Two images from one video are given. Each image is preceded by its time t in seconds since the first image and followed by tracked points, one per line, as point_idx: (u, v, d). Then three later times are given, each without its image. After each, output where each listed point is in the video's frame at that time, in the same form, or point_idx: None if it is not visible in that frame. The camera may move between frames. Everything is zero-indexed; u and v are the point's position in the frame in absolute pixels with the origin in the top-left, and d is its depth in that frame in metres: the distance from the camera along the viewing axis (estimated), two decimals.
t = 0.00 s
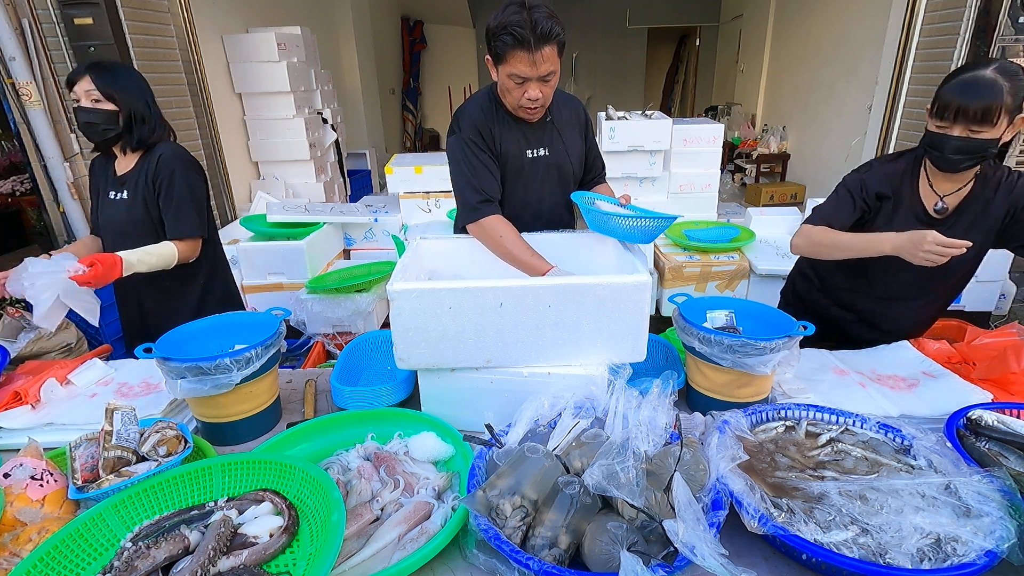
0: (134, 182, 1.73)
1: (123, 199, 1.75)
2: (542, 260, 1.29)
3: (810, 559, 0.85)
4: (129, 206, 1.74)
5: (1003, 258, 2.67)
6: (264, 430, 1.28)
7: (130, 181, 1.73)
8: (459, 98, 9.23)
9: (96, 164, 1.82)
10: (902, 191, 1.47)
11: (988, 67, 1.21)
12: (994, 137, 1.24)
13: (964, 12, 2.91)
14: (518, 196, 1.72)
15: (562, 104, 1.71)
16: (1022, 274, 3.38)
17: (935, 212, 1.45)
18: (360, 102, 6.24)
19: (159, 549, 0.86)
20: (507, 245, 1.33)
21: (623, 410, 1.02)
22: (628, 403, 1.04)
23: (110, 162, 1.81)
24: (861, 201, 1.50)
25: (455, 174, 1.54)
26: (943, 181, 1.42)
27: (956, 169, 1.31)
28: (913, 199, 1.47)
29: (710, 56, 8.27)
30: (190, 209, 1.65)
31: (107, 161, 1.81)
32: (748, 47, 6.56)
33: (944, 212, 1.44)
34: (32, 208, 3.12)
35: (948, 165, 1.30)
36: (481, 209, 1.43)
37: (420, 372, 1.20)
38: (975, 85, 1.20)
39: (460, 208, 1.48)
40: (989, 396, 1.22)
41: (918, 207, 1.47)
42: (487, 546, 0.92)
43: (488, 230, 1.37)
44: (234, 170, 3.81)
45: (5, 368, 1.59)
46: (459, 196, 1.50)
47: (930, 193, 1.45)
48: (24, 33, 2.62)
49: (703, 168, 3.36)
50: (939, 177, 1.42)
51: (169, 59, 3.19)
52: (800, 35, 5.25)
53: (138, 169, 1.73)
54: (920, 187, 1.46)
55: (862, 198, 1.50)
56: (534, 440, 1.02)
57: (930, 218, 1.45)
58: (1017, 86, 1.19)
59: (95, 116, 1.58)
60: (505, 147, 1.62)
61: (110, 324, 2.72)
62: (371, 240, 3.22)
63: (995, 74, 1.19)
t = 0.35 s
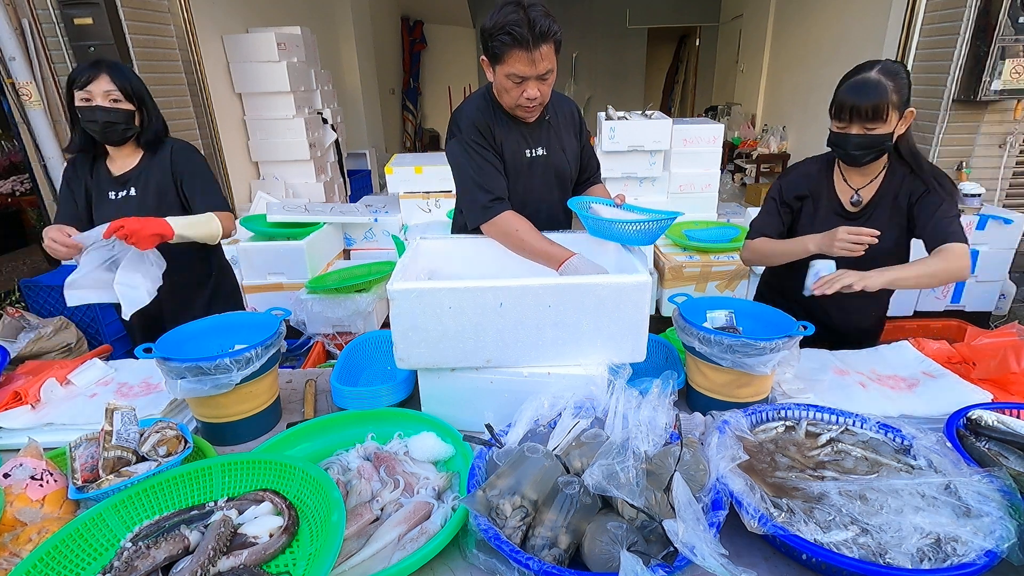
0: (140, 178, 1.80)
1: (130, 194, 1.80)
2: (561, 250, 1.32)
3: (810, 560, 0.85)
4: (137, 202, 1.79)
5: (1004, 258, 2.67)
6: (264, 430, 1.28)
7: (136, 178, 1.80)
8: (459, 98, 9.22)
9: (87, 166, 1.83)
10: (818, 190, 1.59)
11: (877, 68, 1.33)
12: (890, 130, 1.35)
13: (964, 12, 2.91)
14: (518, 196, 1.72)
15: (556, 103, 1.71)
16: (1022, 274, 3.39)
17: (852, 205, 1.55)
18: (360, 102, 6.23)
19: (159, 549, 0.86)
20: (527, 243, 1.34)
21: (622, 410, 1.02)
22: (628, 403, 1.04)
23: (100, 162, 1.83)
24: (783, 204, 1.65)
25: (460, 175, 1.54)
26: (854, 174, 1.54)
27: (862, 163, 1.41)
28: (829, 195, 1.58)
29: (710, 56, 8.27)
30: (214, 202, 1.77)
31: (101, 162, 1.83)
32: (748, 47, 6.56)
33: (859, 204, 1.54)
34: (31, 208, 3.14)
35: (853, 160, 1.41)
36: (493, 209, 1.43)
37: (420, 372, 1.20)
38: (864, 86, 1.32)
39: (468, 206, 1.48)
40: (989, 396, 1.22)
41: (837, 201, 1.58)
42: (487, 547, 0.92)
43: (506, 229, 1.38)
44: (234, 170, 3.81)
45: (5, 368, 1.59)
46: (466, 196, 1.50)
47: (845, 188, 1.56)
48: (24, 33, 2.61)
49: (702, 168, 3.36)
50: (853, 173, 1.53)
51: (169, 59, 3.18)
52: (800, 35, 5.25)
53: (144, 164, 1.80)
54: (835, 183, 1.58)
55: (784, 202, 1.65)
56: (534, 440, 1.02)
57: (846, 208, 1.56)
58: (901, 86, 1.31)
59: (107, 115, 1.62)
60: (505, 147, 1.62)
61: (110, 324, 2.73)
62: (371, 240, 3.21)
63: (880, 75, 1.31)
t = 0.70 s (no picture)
0: (188, 179, 1.72)
1: (179, 197, 1.71)
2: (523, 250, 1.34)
3: (810, 559, 0.85)
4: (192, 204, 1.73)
5: (1004, 258, 2.67)
6: (264, 430, 1.28)
7: (183, 179, 1.71)
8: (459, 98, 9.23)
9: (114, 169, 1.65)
10: (772, 194, 1.62)
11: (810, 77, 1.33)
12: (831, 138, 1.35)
13: (963, 12, 2.91)
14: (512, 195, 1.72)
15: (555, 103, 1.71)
16: (1021, 274, 3.39)
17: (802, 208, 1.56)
18: (360, 102, 6.24)
19: (159, 549, 0.86)
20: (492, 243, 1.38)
21: (623, 410, 1.02)
22: (628, 403, 1.04)
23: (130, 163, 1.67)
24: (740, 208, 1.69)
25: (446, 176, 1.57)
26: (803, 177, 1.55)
27: (805, 171, 1.41)
28: (782, 199, 1.60)
29: (710, 56, 8.27)
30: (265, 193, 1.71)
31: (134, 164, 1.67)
32: (748, 47, 6.56)
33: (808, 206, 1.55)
34: (31, 208, 3.13)
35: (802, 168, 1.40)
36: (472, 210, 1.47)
37: (420, 372, 1.20)
38: (800, 98, 1.32)
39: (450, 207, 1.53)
40: (989, 396, 1.22)
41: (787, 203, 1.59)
42: (487, 546, 0.92)
43: (475, 228, 1.42)
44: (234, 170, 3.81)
45: (5, 368, 1.59)
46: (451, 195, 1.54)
47: (797, 190, 1.57)
48: (24, 33, 2.69)
49: (702, 168, 3.36)
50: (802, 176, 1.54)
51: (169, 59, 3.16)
52: (800, 35, 5.26)
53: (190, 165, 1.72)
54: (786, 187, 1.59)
55: (739, 205, 1.69)
56: (534, 440, 1.02)
57: (797, 212, 1.58)
58: (835, 94, 1.31)
59: (156, 113, 1.49)
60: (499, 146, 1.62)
61: (109, 324, 2.74)
62: (371, 240, 3.21)
63: (813, 86, 1.31)
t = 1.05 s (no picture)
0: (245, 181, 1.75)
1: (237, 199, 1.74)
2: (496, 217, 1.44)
3: (810, 559, 0.85)
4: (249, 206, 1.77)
5: (1004, 257, 2.67)
6: (264, 430, 1.27)
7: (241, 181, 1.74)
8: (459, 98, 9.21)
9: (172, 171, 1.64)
10: (802, 192, 1.63)
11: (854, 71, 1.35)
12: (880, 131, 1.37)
13: (963, 12, 2.91)
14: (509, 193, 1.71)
15: (556, 105, 1.71)
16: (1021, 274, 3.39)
17: (836, 207, 1.59)
18: (360, 102, 6.23)
19: (159, 549, 0.86)
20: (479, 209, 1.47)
21: (623, 410, 1.02)
22: (628, 403, 1.04)
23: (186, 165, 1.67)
24: (766, 207, 1.69)
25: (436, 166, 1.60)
26: (836, 176, 1.57)
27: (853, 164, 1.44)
28: (812, 197, 1.62)
29: (709, 56, 8.27)
30: (325, 198, 1.83)
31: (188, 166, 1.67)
32: (748, 46, 6.56)
33: (842, 204, 1.58)
34: (31, 208, 3.13)
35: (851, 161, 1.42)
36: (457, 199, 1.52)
37: (420, 372, 1.20)
38: (854, 88, 1.33)
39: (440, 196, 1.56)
40: (989, 396, 1.22)
41: (819, 202, 1.62)
42: (487, 547, 0.92)
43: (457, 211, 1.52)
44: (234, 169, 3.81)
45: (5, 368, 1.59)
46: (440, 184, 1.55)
47: (830, 189, 1.59)
48: (24, 33, 2.73)
49: (703, 168, 3.36)
50: (837, 175, 1.57)
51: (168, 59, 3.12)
52: (799, 34, 5.26)
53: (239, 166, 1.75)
54: (820, 186, 1.61)
55: (768, 205, 1.68)
56: (534, 440, 1.02)
57: (830, 211, 1.60)
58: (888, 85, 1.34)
59: (226, 113, 1.56)
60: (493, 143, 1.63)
61: (109, 324, 2.75)
62: (372, 241, 3.16)
63: (865, 76, 1.33)
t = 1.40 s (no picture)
0: (262, 182, 1.78)
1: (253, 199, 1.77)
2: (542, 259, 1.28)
3: (810, 559, 0.85)
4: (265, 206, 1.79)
5: (1004, 257, 2.67)
6: (264, 430, 1.27)
7: (258, 182, 1.77)
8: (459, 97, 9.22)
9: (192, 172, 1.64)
10: (870, 196, 1.56)
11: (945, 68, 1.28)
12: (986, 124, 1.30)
13: (963, 12, 2.91)
14: (520, 193, 1.71)
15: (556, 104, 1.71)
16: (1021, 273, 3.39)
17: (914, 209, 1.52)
18: (360, 102, 6.23)
19: (159, 549, 0.86)
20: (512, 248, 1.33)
21: (623, 410, 1.02)
22: (628, 403, 1.04)
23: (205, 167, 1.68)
24: (821, 212, 1.63)
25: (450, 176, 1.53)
26: (914, 178, 1.50)
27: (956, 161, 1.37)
28: (883, 202, 1.55)
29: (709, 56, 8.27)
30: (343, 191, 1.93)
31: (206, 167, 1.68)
32: (748, 46, 6.56)
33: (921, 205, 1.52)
34: (31, 208, 3.03)
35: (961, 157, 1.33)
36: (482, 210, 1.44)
37: (420, 372, 1.20)
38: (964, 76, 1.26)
39: (461, 207, 1.46)
40: (989, 396, 1.22)
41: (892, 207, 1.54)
42: (487, 547, 0.92)
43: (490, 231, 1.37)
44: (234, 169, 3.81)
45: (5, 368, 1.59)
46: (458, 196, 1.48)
47: (906, 192, 1.52)
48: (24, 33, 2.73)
49: (703, 168, 3.36)
50: (914, 178, 1.50)
51: (169, 60, 3.12)
52: (799, 34, 5.26)
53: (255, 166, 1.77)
54: (895, 188, 1.53)
55: (824, 208, 1.62)
56: (534, 440, 1.02)
57: (905, 213, 1.53)
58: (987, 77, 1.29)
59: (253, 116, 1.58)
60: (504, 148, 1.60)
61: (108, 324, 2.75)
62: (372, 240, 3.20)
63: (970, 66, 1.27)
